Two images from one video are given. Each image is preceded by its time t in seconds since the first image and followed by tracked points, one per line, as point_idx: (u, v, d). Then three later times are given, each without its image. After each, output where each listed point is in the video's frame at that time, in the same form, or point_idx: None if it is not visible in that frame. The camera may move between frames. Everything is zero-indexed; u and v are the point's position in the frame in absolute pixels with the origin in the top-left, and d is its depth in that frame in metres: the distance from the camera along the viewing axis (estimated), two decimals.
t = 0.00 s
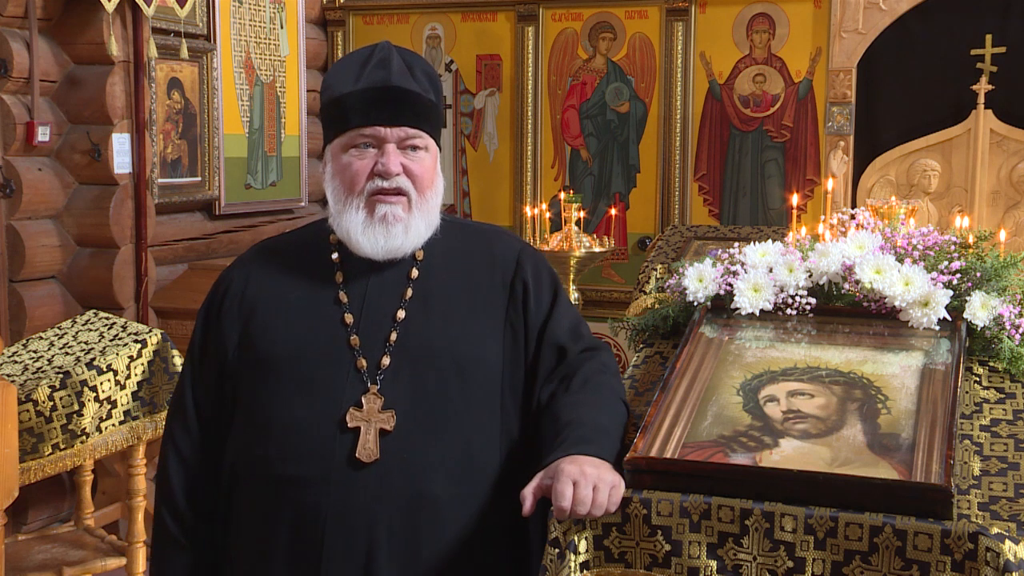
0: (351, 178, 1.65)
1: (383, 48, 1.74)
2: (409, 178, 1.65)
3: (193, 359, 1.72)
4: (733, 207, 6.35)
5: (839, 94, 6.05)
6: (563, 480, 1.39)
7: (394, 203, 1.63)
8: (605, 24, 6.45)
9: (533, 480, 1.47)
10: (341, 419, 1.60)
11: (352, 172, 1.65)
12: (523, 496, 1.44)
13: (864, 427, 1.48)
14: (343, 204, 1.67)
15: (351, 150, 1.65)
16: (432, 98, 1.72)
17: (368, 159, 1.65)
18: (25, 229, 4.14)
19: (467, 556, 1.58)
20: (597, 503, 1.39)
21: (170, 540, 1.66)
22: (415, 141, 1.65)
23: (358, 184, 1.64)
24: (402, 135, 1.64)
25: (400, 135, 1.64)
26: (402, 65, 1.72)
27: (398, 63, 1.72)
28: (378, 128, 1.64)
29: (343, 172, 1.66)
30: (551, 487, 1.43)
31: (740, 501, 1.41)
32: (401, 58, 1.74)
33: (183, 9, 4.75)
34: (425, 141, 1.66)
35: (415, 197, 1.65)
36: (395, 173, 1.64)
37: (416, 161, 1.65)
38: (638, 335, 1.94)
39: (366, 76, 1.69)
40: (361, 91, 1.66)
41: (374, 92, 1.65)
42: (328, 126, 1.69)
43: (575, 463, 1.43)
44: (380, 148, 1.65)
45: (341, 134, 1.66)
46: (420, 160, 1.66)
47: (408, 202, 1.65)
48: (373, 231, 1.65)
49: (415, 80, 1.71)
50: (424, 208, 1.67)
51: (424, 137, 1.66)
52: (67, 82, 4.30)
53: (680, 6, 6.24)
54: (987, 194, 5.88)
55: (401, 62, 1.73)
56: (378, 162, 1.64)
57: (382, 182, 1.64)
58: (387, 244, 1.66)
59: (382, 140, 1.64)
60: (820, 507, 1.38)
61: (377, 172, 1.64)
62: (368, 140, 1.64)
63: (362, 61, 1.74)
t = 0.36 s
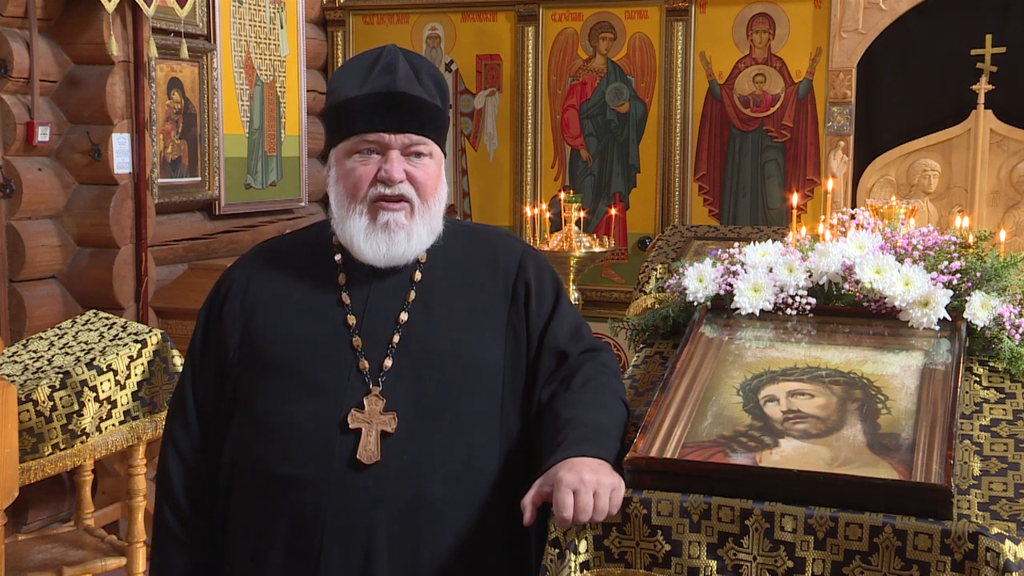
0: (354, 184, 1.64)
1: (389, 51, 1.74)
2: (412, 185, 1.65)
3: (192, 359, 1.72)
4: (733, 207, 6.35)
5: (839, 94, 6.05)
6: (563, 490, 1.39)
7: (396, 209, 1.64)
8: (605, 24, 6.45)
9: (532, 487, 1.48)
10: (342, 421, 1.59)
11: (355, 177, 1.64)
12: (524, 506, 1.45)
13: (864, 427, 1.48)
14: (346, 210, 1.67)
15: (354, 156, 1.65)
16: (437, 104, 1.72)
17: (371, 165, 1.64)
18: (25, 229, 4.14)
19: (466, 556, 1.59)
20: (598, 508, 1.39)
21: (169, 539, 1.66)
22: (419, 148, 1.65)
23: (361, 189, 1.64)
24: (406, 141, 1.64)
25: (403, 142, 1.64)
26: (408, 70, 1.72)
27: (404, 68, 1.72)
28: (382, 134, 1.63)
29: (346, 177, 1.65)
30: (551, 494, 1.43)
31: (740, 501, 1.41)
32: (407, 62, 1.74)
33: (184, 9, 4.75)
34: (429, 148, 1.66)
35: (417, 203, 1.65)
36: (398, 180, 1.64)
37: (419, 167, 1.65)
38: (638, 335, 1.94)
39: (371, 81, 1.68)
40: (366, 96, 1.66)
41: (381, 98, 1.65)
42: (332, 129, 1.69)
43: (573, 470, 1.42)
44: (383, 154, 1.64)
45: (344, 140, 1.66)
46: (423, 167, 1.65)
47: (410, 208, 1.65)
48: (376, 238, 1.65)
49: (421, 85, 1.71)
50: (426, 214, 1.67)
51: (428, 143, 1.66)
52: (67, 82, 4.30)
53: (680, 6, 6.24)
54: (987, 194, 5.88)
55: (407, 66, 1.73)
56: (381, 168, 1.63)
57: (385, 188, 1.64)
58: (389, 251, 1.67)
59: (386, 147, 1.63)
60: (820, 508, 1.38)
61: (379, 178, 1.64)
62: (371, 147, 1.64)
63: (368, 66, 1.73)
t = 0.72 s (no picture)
0: (352, 183, 1.64)
1: (385, 51, 1.74)
2: (410, 184, 1.65)
3: (191, 360, 1.72)
4: (733, 207, 6.36)
5: (839, 94, 6.05)
6: (562, 491, 1.39)
7: (394, 209, 1.64)
8: (605, 24, 6.45)
9: (532, 488, 1.48)
10: (341, 422, 1.59)
11: (352, 177, 1.64)
12: (523, 506, 1.46)
13: (864, 427, 1.48)
14: (344, 210, 1.67)
15: (351, 155, 1.65)
16: (434, 103, 1.72)
17: (369, 165, 1.64)
18: (25, 229, 4.14)
19: (466, 557, 1.59)
20: (598, 509, 1.39)
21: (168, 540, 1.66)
22: (416, 147, 1.65)
23: (359, 189, 1.64)
24: (403, 141, 1.64)
25: (401, 141, 1.64)
26: (404, 70, 1.72)
27: (400, 68, 1.72)
28: (379, 134, 1.63)
29: (344, 177, 1.65)
30: (550, 494, 1.44)
31: (740, 501, 1.41)
32: (403, 62, 1.74)
33: (184, 9, 4.75)
34: (426, 147, 1.66)
35: (415, 203, 1.65)
36: (396, 180, 1.64)
37: (417, 167, 1.65)
38: (638, 335, 1.94)
39: (367, 82, 1.68)
40: (363, 96, 1.65)
41: (378, 98, 1.65)
42: (331, 130, 1.69)
43: (573, 470, 1.43)
44: (381, 154, 1.64)
45: (342, 139, 1.66)
46: (421, 166, 1.66)
47: (408, 208, 1.65)
48: (374, 238, 1.65)
49: (417, 85, 1.71)
50: (425, 213, 1.67)
51: (426, 142, 1.66)
52: (67, 82, 4.30)
53: (680, 6, 6.24)
54: (987, 194, 5.88)
55: (403, 66, 1.73)
56: (379, 167, 1.64)
57: (383, 188, 1.64)
58: (388, 251, 1.67)
59: (383, 146, 1.63)
60: (820, 508, 1.38)
61: (377, 177, 1.64)
62: (368, 146, 1.64)
63: (363, 66, 1.73)
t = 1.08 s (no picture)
0: (353, 184, 1.64)
1: (386, 51, 1.73)
2: (410, 186, 1.65)
3: (191, 361, 1.71)
4: (733, 207, 6.36)
5: (839, 94, 6.05)
6: (562, 491, 1.40)
7: (395, 211, 1.64)
8: (605, 24, 6.45)
9: (532, 488, 1.48)
10: (341, 423, 1.59)
11: (353, 178, 1.64)
12: (524, 507, 1.46)
13: (864, 427, 1.48)
14: (344, 210, 1.67)
15: (352, 156, 1.65)
16: (435, 104, 1.72)
17: (370, 166, 1.64)
18: (25, 229, 4.14)
19: (466, 557, 1.59)
20: (599, 509, 1.39)
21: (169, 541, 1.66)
22: (417, 149, 1.65)
23: (360, 191, 1.64)
24: (405, 142, 1.64)
25: (402, 143, 1.64)
26: (405, 70, 1.72)
27: (401, 68, 1.72)
28: (380, 135, 1.63)
29: (345, 178, 1.65)
30: (551, 495, 1.44)
31: (740, 501, 1.41)
32: (404, 62, 1.74)
33: (184, 9, 4.75)
34: (427, 149, 1.66)
35: (416, 204, 1.65)
36: (397, 181, 1.64)
37: (418, 168, 1.65)
38: (638, 335, 1.94)
39: (369, 82, 1.68)
40: (366, 98, 1.65)
41: (380, 99, 1.65)
42: (331, 131, 1.68)
43: (573, 470, 1.43)
44: (382, 155, 1.64)
45: (342, 140, 1.66)
46: (422, 167, 1.66)
47: (409, 209, 1.65)
48: (375, 239, 1.65)
49: (419, 86, 1.71)
50: (426, 215, 1.67)
51: (427, 144, 1.66)
52: (67, 82, 4.30)
53: (680, 6, 6.23)
54: (987, 194, 5.88)
55: (404, 67, 1.73)
56: (380, 170, 1.64)
57: (384, 190, 1.64)
58: (388, 252, 1.67)
59: (384, 148, 1.63)
60: (820, 508, 1.38)
61: (378, 179, 1.64)
62: (370, 147, 1.64)
63: (365, 66, 1.73)
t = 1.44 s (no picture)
0: (352, 185, 1.65)
1: (386, 51, 1.73)
2: (409, 187, 1.65)
3: (187, 362, 1.71)
4: (733, 207, 6.36)
5: (840, 94, 6.05)
6: (563, 491, 1.40)
7: (393, 213, 1.64)
8: (605, 24, 6.45)
9: (532, 488, 1.48)
10: (341, 424, 1.59)
11: (352, 179, 1.65)
12: (523, 507, 1.46)
13: (864, 427, 1.48)
14: (343, 211, 1.67)
15: (352, 157, 1.65)
16: (435, 104, 1.72)
17: (369, 167, 1.64)
18: (25, 229, 4.14)
19: (466, 558, 1.59)
20: (599, 509, 1.39)
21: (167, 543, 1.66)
22: (417, 150, 1.65)
23: (359, 192, 1.64)
24: (404, 144, 1.64)
25: (402, 144, 1.64)
26: (405, 70, 1.72)
27: (401, 68, 1.71)
28: (380, 136, 1.63)
29: (344, 179, 1.65)
30: (550, 495, 1.44)
31: (740, 501, 1.41)
32: (404, 62, 1.74)
33: (184, 9, 4.75)
34: (427, 150, 1.66)
35: (415, 206, 1.65)
36: (396, 183, 1.64)
37: (417, 169, 1.66)
38: (638, 335, 1.94)
39: (369, 82, 1.68)
40: (366, 98, 1.65)
41: (380, 100, 1.65)
42: (330, 131, 1.68)
43: (573, 471, 1.43)
44: (381, 156, 1.64)
45: (342, 141, 1.66)
46: (421, 168, 1.66)
47: (407, 211, 1.65)
48: (373, 241, 1.65)
49: (418, 87, 1.71)
50: (424, 216, 1.67)
51: (426, 145, 1.66)
52: (67, 82, 4.30)
53: (680, 6, 6.23)
54: (987, 194, 5.88)
55: (404, 66, 1.72)
56: (379, 171, 1.64)
57: (383, 191, 1.64)
58: (387, 254, 1.67)
59: (384, 149, 1.63)
60: (820, 508, 1.38)
61: (378, 180, 1.64)
62: (369, 148, 1.64)
63: (365, 66, 1.73)
